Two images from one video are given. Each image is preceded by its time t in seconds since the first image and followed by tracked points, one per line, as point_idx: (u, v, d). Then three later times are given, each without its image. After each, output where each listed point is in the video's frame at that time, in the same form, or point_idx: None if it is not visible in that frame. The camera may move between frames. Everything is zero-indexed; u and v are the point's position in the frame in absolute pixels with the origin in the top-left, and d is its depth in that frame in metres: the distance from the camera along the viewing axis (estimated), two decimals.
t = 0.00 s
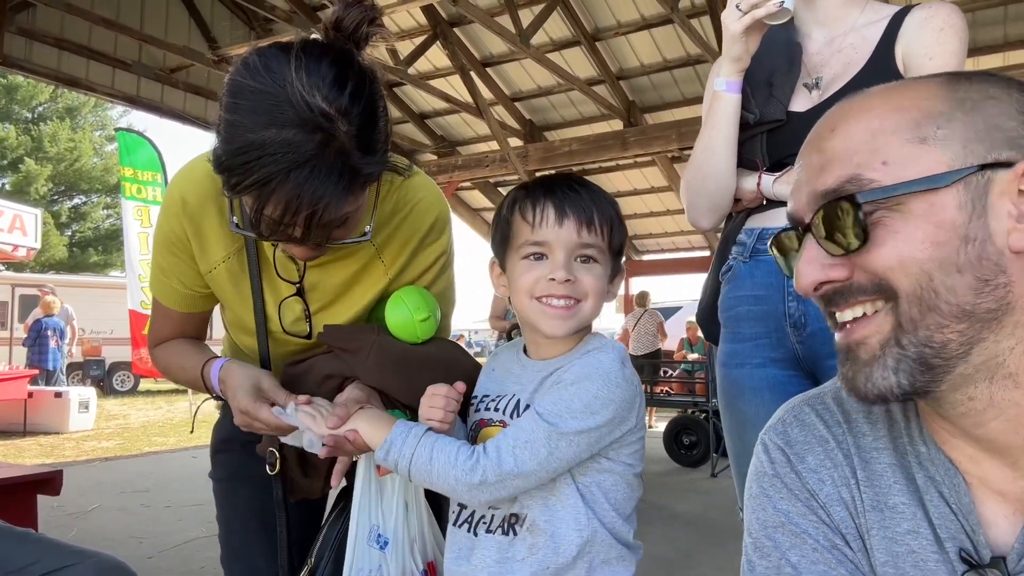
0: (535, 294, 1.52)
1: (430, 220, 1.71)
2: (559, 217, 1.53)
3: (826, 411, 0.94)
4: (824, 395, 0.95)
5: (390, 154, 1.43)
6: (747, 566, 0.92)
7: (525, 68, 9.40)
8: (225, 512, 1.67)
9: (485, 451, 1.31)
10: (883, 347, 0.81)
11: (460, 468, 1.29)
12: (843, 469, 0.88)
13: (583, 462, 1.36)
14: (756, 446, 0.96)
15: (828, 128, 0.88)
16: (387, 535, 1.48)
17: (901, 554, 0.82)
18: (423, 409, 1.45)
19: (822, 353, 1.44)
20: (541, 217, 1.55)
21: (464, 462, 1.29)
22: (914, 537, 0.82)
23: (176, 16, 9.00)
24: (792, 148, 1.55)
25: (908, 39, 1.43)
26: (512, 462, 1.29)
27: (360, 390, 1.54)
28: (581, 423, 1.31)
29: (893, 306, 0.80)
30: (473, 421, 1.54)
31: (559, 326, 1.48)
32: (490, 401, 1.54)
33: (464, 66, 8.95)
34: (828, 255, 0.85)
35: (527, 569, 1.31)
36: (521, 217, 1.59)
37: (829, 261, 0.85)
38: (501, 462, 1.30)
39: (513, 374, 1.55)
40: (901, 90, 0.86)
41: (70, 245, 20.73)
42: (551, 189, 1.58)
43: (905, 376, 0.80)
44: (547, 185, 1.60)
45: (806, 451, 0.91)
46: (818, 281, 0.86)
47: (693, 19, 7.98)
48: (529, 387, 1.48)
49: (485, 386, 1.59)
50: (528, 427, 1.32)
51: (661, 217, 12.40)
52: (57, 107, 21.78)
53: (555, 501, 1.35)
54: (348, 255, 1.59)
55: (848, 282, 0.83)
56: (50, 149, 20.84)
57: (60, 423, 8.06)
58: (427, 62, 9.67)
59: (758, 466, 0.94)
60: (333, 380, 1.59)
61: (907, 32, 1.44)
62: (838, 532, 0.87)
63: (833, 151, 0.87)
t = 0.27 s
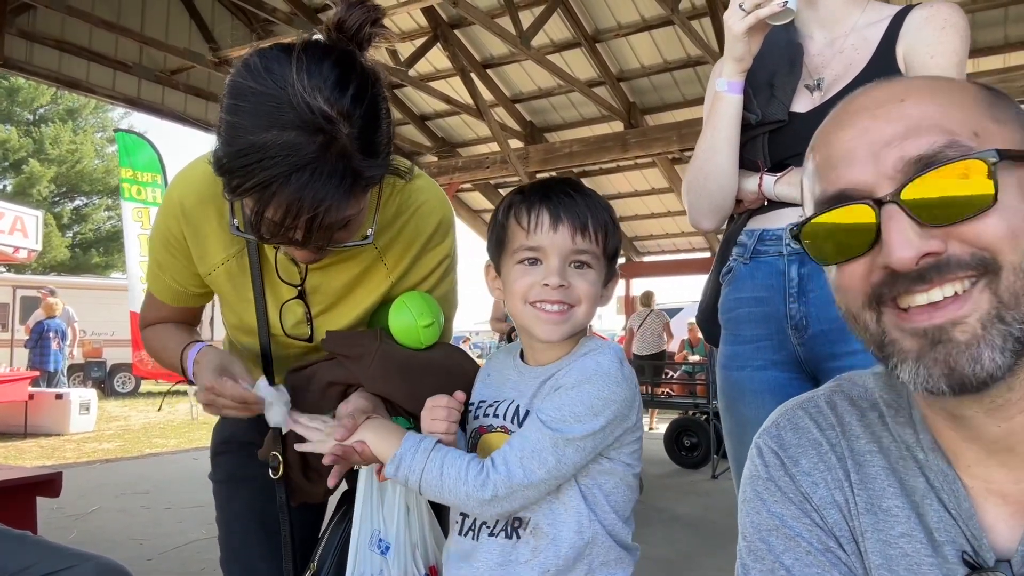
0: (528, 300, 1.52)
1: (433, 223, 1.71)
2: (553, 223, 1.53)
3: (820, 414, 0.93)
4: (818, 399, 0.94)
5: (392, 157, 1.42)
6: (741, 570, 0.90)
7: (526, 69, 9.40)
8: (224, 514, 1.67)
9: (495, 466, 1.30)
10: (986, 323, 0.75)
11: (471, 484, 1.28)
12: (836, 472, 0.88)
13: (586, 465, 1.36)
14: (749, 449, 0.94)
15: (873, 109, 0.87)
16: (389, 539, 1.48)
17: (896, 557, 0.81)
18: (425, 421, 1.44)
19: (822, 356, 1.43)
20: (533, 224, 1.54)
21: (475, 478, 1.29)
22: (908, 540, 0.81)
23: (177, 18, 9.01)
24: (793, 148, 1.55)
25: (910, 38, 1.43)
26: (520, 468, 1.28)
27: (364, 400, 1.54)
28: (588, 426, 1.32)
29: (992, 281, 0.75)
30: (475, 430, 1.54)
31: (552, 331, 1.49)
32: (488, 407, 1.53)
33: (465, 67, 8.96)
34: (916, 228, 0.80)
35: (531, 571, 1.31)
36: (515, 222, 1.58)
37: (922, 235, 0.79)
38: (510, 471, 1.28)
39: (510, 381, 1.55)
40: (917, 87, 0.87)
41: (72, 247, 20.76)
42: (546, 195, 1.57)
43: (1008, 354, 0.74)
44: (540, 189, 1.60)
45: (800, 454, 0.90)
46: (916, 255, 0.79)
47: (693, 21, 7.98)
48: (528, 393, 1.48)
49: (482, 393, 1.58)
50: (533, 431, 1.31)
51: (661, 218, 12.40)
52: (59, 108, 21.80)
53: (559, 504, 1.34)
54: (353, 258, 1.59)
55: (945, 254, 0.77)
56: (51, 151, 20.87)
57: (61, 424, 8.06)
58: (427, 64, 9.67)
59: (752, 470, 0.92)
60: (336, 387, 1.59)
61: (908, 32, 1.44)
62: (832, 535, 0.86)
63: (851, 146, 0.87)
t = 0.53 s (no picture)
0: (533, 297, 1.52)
1: (434, 222, 1.71)
2: (566, 222, 1.53)
3: (813, 412, 0.93)
4: (812, 397, 0.95)
5: (394, 155, 1.43)
6: (735, 567, 0.89)
7: (526, 71, 9.42)
8: (223, 513, 1.67)
9: (490, 461, 1.30)
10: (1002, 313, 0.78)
11: (465, 481, 1.28)
12: (830, 469, 0.88)
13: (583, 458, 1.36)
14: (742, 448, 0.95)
15: (906, 89, 0.90)
16: (382, 539, 1.48)
17: (889, 554, 0.81)
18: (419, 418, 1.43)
19: (822, 356, 1.43)
20: (547, 223, 1.54)
21: (470, 475, 1.28)
22: (901, 537, 0.81)
23: (178, 20, 9.03)
24: (792, 149, 1.55)
25: (907, 39, 1.43)
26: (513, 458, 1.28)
27: (354, 399, 1.54)
28: (583, 418, 1.31)
29: (1009, 271, 0.78)
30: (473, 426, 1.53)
31: (554, 330, 1.49)
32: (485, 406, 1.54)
33: (465, 69, 8.97)
34: (944, 217, 0.82)
35: (534, 568, 1.31)
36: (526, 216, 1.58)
37: (947, 222, 0.82)
38: (505, 467, 1.29)
39: (506, 382, 1.55)
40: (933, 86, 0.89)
41: (74, 249, 20.80)
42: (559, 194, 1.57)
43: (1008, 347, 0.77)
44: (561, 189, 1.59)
45: (794, 451, 0.90)
46: (944, 236, 0.81)
47: (693, 22, 7.99)
48: (523, 391, 1.49)
49: (479, 391, 1.59)
50: (527, 425, 1.32)
51: (662, 220, 12.40)
52: (60, 110, 21.83)
53: (558, 499, 1.35)
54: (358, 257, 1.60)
55: (967, 240, 0.80)
56: (53, 153, 20.90)
57: (63, 426, 8.06)
58: (428, 65, 9.69)
59: (747, 468, 0.92)
60: (330, 384, 1.58)
61: (904, 32, 1.44)
62: (825, 533, 0.86)
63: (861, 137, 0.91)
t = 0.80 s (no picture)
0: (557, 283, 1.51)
1: (435, 225, 1.72)
2: (603, 214, 1.55)
3: (811, 413, 0.94)
4: (810, 399, 0.95)
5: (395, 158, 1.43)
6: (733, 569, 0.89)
7: (527, 72, 9.43)
8: (224, 515, 1.68)
9: (481, 434, 1.31)
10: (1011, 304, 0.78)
11: (456, 453, 1.29)
12: (829, 471, 0.88)
13: (581, 438, 1.37)
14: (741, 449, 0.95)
15: (924, 84, 0.91)
16: (382, 543, 1.48)
17: (888, 556, 0.82)
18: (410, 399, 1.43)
19: (825, 357, 1.43)
20: (589, 216, 1.55)
21: (461, 446, 1.29)
22: (899, 539, 0.82)
23: (180, 23, 9.05)
24: (796, 149, 1.56)
25: (910, 43, 1.44)
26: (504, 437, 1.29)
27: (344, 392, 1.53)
28: (578, 391, 1.32)
29: (1018, 268, 0.78)
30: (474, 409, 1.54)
31: (574, 316, 1.48)
32: (485, 388, 1.54)
33: (466, 70, 8.98)
34: (957, 213, 0.83)
35: (553, 554, 1.33)
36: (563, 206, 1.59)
37: (962, 217, 0.82)
38: (497, 438, 1.29)
39: (504, 360, 1.56)
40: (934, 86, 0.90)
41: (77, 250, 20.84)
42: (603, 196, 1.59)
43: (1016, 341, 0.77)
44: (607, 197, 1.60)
45: (792, 453, 0.90)
46: (960, 230, 0.81)
47: (694, 24, 8.00)
48: (523, 373, 1.47)
49: (480, 369, 1.59)
50: (520, 403, 1.32)
51: (664, 221, 12.40)
52: (62, 112, 21.87)
53: (562, 484, 1.36)
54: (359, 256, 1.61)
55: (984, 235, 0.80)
56: (55, 154, 20.93)
57: (64, 427, 8.07)
58: (429, 67, 9.70)
59: (745, 470, 0.92)
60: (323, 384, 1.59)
61: (906, 37, 1.45)
62: (823, 535, 0.86)
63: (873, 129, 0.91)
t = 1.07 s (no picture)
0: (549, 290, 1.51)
1: (438, 227, 1.72)
2: (591, 215, 1.55)
3: (813, 415, 0.94)
4: (811, 401, 0.95)
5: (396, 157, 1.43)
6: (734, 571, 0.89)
7: (528, 74, 9.43)
8: (227, 516, 1.68)
9: (486, 447, 1.31)
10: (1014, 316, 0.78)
11: (463, 469, 1.30)
12: (829, 472, 0.88)
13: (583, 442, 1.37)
14: (742, 451, 0.95)
15: (926, 85, 0.91)
16: (392, 548, 1.48)
17: (888, 557, 0.82)
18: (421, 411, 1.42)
19: (828, 359, 1.44)
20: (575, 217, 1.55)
21: (467, 463, 1.30)
22: (900, 540, 0.82)
23: (181, 24, 9.06)
24: (798, 149, 1.55)
25: (911, 46, 1.45)
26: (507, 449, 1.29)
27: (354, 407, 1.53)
28: (579, 396, 1.32)
29: (1017, 272, 0.79)
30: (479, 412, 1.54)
31: (568, 322, 1.48)
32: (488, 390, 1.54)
33: (467, 72, 8.99)
34: (953, 216, 0.83)
35: (545, 561, 1.32)
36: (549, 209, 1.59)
37: (959, 220, 0.82)
38: (502, 451, 1.30)
39: (504, 363, 1.56)
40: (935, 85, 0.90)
41: (79, 251, 20.88)
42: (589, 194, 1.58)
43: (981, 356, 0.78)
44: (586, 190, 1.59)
45: (793, 455, 0.90)
46: (958, 234, 0.82)
47: (694, 25, 8.00)
48: (521, 376, 1.48)
49: (482, 373, 1.60)
50: (521, 410, 1.33)
51: (665, 221, 12.39)
52: (63, 113, 21.89)
53: (561, 489, 1.36)
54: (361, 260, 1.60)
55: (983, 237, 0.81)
56: (57, 155, 20.94)
57: (66, 428, 8.08)
58: (430, 68, 9.71)
59: (745, 471, 0.92)
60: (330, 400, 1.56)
61: (908, 41, 1.46)
62: (824, 536, 0.86)
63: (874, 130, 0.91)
